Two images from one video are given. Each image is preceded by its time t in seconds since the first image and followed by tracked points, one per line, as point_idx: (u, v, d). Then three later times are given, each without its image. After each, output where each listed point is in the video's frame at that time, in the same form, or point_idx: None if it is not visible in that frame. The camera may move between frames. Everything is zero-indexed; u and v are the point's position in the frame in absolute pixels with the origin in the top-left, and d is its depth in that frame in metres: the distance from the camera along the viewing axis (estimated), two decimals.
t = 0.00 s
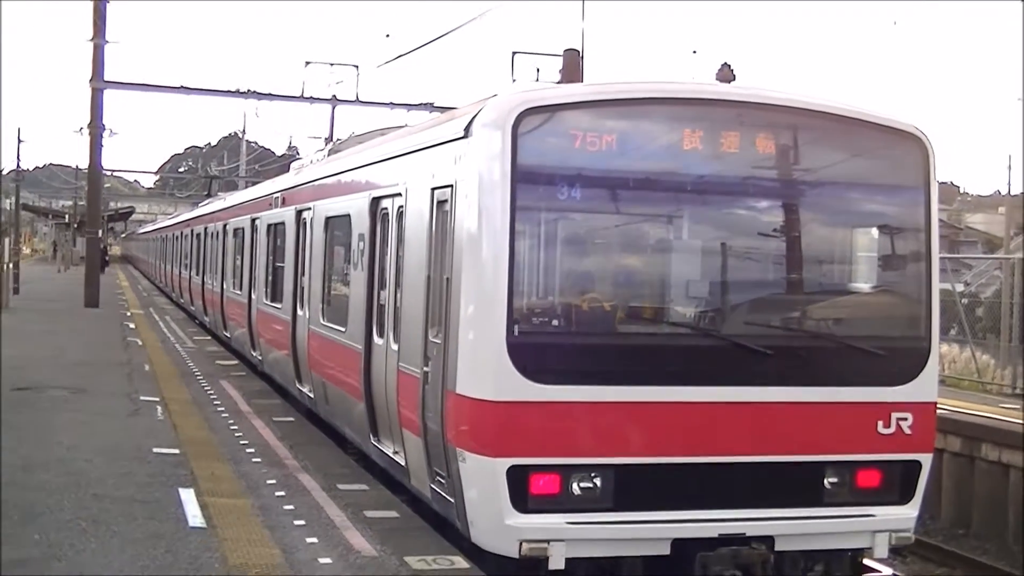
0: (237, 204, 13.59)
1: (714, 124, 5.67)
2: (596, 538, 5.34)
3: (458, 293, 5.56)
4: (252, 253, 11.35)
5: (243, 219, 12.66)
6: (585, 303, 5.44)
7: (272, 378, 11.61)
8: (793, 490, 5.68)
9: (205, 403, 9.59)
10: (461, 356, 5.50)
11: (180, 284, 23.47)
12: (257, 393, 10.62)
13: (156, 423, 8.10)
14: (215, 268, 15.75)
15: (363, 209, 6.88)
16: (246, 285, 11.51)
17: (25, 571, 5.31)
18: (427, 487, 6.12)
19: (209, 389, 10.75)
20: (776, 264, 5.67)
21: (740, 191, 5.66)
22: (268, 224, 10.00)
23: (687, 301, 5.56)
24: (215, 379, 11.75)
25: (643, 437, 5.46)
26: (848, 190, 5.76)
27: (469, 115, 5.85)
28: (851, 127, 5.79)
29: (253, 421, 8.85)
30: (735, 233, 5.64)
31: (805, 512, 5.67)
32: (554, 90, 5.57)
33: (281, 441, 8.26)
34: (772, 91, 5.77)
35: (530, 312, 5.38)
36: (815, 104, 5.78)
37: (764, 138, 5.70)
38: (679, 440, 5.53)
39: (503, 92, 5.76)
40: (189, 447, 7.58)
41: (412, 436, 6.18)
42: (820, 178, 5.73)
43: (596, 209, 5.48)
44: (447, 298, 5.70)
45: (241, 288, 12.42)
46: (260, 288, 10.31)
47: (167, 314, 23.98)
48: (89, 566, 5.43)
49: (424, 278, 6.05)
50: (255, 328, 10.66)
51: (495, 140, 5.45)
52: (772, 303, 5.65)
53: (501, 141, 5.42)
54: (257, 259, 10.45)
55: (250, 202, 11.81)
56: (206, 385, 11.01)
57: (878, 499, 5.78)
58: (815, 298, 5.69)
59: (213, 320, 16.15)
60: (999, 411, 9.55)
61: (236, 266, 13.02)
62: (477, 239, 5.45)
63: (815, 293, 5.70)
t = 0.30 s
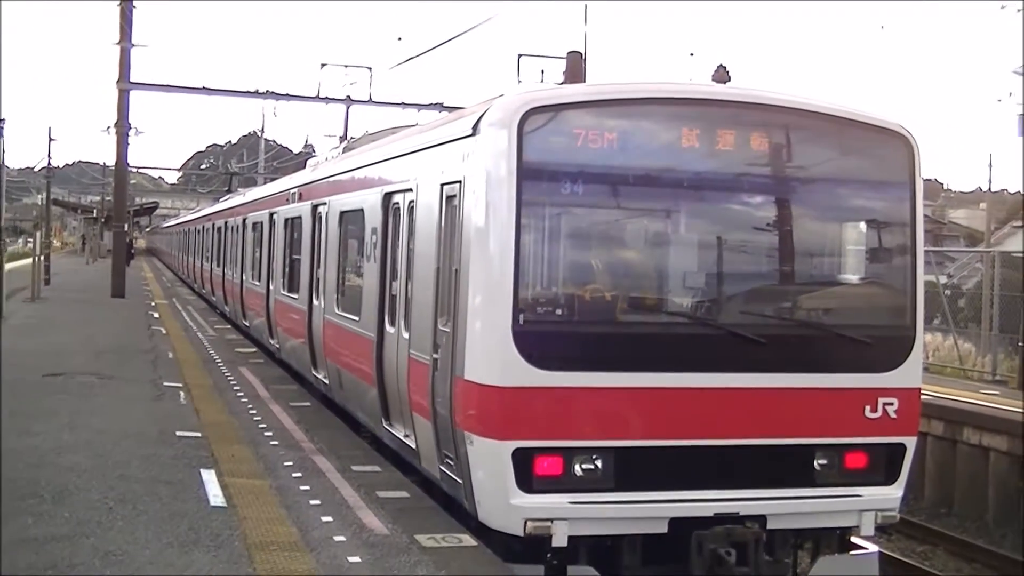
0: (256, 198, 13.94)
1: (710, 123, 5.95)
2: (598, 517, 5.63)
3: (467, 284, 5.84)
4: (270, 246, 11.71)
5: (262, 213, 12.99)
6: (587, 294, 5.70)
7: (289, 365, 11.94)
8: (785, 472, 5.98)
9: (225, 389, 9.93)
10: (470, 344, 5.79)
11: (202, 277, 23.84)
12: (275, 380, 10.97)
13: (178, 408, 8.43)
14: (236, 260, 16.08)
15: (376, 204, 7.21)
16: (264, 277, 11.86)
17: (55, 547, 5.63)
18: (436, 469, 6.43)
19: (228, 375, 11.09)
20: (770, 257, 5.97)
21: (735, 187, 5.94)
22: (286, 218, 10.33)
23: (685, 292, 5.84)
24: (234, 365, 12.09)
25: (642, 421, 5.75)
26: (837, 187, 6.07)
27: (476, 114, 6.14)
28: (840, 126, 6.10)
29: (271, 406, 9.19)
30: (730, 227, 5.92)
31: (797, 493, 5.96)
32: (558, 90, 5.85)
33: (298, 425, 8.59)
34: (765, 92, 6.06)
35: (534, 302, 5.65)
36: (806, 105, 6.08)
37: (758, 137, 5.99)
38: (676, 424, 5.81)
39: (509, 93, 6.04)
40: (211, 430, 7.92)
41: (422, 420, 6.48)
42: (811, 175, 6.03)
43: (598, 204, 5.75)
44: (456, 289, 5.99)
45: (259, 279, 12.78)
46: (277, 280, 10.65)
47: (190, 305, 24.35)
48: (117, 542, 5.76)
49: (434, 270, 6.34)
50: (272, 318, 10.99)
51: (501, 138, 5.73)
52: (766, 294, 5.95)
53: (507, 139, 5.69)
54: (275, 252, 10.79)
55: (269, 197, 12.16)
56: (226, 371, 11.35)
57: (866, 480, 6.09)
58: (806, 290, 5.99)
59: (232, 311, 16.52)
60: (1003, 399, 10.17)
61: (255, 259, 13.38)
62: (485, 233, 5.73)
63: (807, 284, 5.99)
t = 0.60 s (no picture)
0: (273, 195, 14.28)
1: (704, 124, 6.23)
2: (597, 499, 5.90)
3: (473, 277, 6.13)
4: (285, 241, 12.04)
5: (277, 208, 13.30)
6: (587, 287, 5.98)
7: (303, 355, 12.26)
8: (775, 457, 6.27)
9: (241, 377, 10.26)
10: (475, 335, 6.08)
11: (220, 271, 24.20)
12: (290, 368, 11.31)
13: (196, 396, 8.76)
14: (252, 255, 16.41)
15: (386, 201, 7.52)
16: (279, 271, 12.19)
17: (82, 526, 5.96)
18: (443, 454, 6.73)
19: (245, 364, 11.42)
20: (761, 252, 6.25)
21: (729, 185, 6.23)
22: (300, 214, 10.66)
23: (680, 285, 6.13)
24: (252, 356, 12.43)
25: (639, 408, 6.03)
26: (825, 185, 6.37)
27: (481, 115, 6.43)
28: (826, 127, 6.41)
29: (287, 394, 9.51)
30: (723, 223, 6.21)
31: (787, 476, 6.25)
32: (558, 93, 6.13)
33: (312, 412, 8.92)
34: (756, 94, 6.37)
35: (536, 295, 5.93)
36: (795, 107, 6.38)
37: (750, 138, 6.29)
38: (671, 411, 6.10)
39: (512, 95, 6.34)
40: (228, 417, 8.24)
41: (429, 407, 6.78)
42: (800, 174, 6.34)
43: (597, 201, 6.03)
44: (462, 283, 6.28)
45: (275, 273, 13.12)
46: (292, 273, 10.97)
47: (207, 298, 24.72)
48: (140, 522, 6.08)
49: (440, 263, 6.65)
50: (287, 310, 11.32)
51: (505, 138, 6.01)
52: (757, 286, 6.23)
53: (510, 139, 5.98)
54: (290, 247, 11.12)
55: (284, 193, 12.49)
56: (243, 361, 11.69)
57: (852, 464, 6.38)
58: (796, 283, 6.28)
59: (249, 304, 16.90)
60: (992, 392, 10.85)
61: (272, 254, 13.73)
62: (490, 229, 6.01)
63: (797, 278, 6.28)
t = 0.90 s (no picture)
0: (290, 190, 14.62)
1: (701, 124, 6.53)
2: (600, 482, 6.18)
3: (481, 271, 6.43)
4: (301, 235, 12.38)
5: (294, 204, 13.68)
6: (590, 280, 6.29)
7: (318, 345, 12.62)
8: (769, 442, 6.57)
9: (259, 366, 10.61)
10: (483, 326, 6.38)
11: (240, 265, 24.61)
12: (305, 358, 11.65)
13: (216, 385, 9.10)
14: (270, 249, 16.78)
15: (397, 198, 7.84)
16: (294, 265, 12.54)
17: (111, 508, 6.29)
18: (452, 439, 7.06)
19: (262, 354, 11.77)
20: (756, 246, 6.56)
21: (724, 181, 6.54)
22: (315, 209, 10.99)
23: (678, 277, 6.42)
24: (270, 346, 12.79)
25: (639, 395, 6.32)
26: (815, 182, 6.69)
27: (487, 116, 6.74)
28: (817, 127, 6.73)
29: (302, 382, 9.85)
30: (719, 219, 6.51)
31: (780, 460, 6.55)
32: (562, 94, 6.43)
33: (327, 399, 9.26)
34: (751, 96, 6.67)
35: (541, 288, 6.23)
36: (787, 108, 6.69)
37: (745, 137, 6.59)
38: (669, 397, 6.39)
39: (517, 96, 6.64)
40: (246, 405, 8.58)
41: (439, 395, 7.10)
42: (792, 171, 6.65)
43: (598, 198, 6.33)
44: (470, 276, 6.58)
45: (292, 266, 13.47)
46: (307, 267, 11.31)
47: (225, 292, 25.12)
48: (164, 504, 6.41)
49: (449, 258, 6.96)
50: (303, 302, 11.67)
51: (511, 137, 6.31)
52: (751, 279, 6.54)
53: (516, 139, 6.27)
54: (305, 241, 11.46)
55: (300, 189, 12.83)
56: (261, 351, 12.03)
57: (842, 449, 6.69)
58: (789, 276, 6.59)
59: (266, 296, 17.27)
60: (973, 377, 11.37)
61: (288, 247, 14.08)
62: (496, 224, 6.31)
63: (790, 271, 6.59)
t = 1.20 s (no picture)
0: (306, 189, 14.98)
1: (697, 127, 6.84)
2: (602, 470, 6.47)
3: (488, 268, 6.74)
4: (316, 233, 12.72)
5: (309, 203, 14.03)
6: (591, 276, 6.60)
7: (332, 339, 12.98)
8: (763, 430, 6.89)
9: (276, 360, 10.97)
10: (490, 320, 6.70)
11: (257, 262, 25.03)
12: (319, 351, 12.00)
13: (235, 377, 9.45)
14: (286, 246, 17.13)
15: (407, 199, 8.17)
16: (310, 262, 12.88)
17: (136, 494, 6.61)
18: (460, 429, 7.38)
19: (279, 348, 12.13)
20: (751, 243, 6.87)
21: (720, 182, 6.85)
22: (330, 209, 11.33)
23: (676, 274, 6.74)
24: (287, 340, 13.16)
25: (640, 386, 6.61)
26: (806, 182, 7.01)
27: (493, 120, 7.05)
28: (808, 130, 7.04)
29: (317, 374, 10.20)
30: (715, 218, 6.82)
31: (773, 448, 6.87)
32: (565, 99, 6.73)
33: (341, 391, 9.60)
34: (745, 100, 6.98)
35: (545, 284, 6.53)
36: (781, 111, 7.00)
37: (740, 140, 6.90)
38: (668, 389, 6.68)
39: (522, 101, 6.94)
40: (264, 396, 8.92)
41: (448, 387, 7.43)
42: (785, 172, 6.97)
43: (600, 198, 6.64)
44: (478, 273, 6.89)
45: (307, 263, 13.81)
46: (322, 264, 11.65)
47: (240, 288, 25.52)
48: (186, 492, 6.73)
49: (457, 256, 7.28)
50: (318, 298, 12.01)
51: (516, 140, 6.61)
52: (746, 275, 6.85)
53: (521, 142, 6.57)
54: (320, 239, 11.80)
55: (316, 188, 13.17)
56: (278, 345, 12.39)
57: (832, 437, 7.02)
58: (782, 272, 6.90)
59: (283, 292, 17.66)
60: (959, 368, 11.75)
61: (304, 245, 14.43)
62: (503, 224, 6.62)
63: (783, 267, 6.90)
